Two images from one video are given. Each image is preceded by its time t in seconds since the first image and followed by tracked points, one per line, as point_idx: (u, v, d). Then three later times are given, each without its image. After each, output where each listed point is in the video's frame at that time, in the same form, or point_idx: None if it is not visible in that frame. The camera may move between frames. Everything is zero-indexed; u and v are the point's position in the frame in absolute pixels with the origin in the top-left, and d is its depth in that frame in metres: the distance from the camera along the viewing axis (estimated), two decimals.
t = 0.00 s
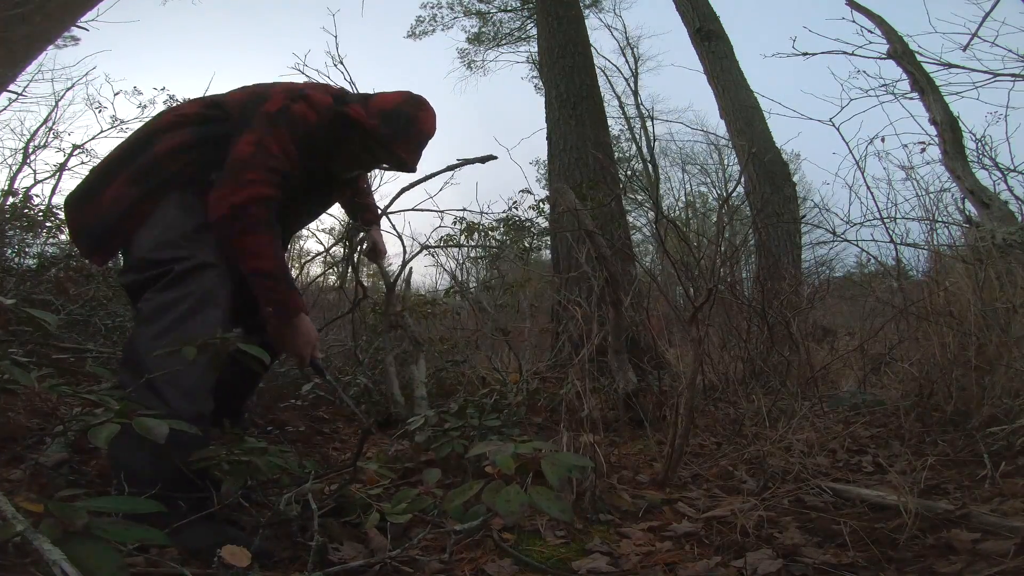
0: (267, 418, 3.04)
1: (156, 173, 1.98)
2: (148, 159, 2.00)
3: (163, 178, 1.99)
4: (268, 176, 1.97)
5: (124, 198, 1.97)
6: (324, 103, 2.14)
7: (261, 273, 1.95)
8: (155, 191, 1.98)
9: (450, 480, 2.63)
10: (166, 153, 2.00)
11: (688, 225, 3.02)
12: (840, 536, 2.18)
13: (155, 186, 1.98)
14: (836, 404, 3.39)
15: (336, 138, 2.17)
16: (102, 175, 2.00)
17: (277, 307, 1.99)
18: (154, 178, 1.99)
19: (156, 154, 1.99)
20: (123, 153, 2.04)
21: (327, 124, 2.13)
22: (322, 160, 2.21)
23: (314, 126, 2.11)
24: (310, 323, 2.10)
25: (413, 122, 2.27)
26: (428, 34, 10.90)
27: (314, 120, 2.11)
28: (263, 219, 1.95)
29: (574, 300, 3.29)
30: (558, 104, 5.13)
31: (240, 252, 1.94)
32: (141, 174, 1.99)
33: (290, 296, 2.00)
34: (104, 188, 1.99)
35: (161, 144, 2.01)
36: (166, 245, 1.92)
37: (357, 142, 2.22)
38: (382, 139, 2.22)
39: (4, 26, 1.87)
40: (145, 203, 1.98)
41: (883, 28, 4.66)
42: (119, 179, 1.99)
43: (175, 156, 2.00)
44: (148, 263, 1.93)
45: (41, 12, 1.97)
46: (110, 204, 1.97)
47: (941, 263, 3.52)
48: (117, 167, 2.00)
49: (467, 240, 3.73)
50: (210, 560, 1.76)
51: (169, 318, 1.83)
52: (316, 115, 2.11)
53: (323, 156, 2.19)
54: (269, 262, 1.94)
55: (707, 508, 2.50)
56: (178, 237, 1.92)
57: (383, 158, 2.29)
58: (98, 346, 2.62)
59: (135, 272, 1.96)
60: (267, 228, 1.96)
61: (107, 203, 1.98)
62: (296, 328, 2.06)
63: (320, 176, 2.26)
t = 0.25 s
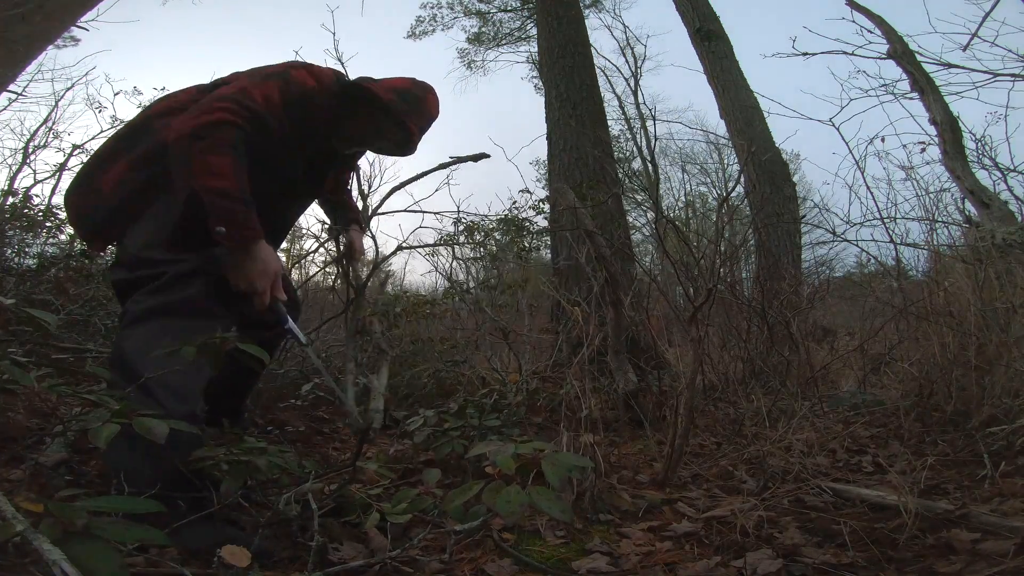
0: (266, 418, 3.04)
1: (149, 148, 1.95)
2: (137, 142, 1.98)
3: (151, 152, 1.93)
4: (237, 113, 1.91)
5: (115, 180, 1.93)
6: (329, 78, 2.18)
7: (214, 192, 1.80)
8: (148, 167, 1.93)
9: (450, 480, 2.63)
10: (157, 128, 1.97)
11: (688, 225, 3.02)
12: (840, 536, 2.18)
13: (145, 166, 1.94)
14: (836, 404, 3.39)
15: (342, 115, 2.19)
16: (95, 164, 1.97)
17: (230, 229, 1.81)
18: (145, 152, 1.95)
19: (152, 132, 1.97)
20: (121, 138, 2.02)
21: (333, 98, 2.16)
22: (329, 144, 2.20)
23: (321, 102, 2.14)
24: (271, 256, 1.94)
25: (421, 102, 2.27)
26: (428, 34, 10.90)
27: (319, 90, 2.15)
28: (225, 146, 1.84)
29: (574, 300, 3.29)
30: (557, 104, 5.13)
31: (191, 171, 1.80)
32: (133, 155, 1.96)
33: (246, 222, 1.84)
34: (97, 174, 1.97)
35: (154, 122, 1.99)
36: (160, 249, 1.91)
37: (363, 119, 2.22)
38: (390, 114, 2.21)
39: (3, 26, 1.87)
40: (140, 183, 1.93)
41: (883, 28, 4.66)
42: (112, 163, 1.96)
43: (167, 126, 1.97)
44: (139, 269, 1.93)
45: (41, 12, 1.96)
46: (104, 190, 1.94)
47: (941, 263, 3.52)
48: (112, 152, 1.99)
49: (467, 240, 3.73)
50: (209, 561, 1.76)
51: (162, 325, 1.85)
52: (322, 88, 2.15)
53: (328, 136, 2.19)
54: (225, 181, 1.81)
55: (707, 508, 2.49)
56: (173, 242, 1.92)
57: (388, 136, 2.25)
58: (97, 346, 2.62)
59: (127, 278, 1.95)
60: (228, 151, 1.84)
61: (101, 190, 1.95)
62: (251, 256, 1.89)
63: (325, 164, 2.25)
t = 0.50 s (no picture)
0: (266, 418, 3.04)
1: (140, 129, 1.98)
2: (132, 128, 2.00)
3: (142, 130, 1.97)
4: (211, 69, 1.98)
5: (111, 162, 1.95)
6: (321, 59, 2.21)
7: (188, 135, 1.83)
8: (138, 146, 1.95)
9: (450, 480, 2.63)
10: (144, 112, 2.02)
11: (688, 225, 3.03)
12: (840, 535, 2.18)
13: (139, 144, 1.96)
14: (836, 404, 3.39)
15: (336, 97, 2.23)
16: (92, 153, 1.99)
17: (203, 167, 1.83)
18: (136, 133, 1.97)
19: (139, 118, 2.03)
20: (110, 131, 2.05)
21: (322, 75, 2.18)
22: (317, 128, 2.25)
23: (314, 82, 2.16)
24: (246, 190, 1.93)
25: (422, 86, 2.33)
26: (428, 35, 10.90)
27: (312, 70, 2.17)
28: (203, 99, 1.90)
29: (573, 299, 3.29)
30: (557, 104, 5.13)
31: (167, 120, 1.84)
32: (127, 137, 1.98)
33: (220, 160, 1.87)
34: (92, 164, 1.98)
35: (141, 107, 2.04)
36: (160, 242, 1.93)
37: (363, 100, 2.28)
38: (392, 94, 2.27)
39: (4, 26, 1.87)
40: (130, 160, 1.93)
41: (883, 28, 4.66)
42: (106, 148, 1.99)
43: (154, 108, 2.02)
44: (138, 271, 1.93)
45: (42, 12, 1.96)
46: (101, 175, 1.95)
47: (940, 264, 3.53)
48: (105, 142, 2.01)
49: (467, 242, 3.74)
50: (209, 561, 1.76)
51: (160, 323, 1.85)
52: (317, 70, 2.18)
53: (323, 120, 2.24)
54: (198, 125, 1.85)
55: (707, 508, 2.49)
56: (173, 232, 1.93)
57: (391, 115, 2.33)
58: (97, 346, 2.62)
59: (126, 277, 1.95)
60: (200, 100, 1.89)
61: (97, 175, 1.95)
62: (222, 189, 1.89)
63: (314, 149, 2.30)
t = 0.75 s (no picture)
0: (266, 418, 3.05)
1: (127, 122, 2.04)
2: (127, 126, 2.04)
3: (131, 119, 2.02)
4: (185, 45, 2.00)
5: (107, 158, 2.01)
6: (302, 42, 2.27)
7: (168, 100, 1.87)
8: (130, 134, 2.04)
9: (450, 480, 2.63)
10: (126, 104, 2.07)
11: (688, 225, 3.03)
12: (840, 535, 2.18)
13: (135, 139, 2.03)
14: (836, 404, 3.39)
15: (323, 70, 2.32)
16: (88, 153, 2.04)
17: (180, 119, 1.87)
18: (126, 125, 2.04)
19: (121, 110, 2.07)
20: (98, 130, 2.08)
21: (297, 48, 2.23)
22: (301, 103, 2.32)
23: (290, 57, 2.20)
24: (227, 141, 1.90)
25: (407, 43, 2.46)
26: (428, 35, 10.89)
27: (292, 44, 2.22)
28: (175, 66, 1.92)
29: (573, 299, 3.29)
30: (557, 104, 5.13)
31: (144, 89, 1.87)
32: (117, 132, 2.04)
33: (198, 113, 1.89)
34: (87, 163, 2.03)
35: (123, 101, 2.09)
36: (173, 239, 1.91)
37: (356, 69, 2.40)
38: (384, 58, 2.41)
39: (4, 26, 1.87)
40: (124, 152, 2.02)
41: (883, 28, 4.66)
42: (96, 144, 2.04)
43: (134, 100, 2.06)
44: (149, 271, 1.90)
45: (42, 11, 1.96)
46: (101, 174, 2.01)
47: (940, 264, 3.53)
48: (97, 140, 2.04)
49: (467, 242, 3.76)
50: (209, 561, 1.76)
51: (173, 322, 1.83)
52: (298, 46, 2.23)
53: (313, 94, 2.34)
54: (172, 82, 1.88)
55: (707, 508, 2.49)
56: (185, 227, 1.92)
57: (385, 78, 2.49)
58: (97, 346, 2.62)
59: (136, 273, 1.92)
60: (172, 65, 1.91)
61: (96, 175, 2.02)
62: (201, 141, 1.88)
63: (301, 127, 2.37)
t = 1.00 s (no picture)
0: (266, 418, 3.05)
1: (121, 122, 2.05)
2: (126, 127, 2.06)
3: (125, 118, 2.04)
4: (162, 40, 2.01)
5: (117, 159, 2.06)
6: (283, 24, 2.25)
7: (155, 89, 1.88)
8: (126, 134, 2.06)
9: (449, 480, 2.63)
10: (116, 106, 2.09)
11: (688, 224, 3.03)
12: (839, 535, 2.18)
13: (136, 139, 2.06)
14: (835, 404, 3.39)
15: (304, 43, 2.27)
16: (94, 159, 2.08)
17: (168, 101, 1.85)
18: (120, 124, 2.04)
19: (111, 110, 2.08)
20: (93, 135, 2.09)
21: (274, 29, 2.19)
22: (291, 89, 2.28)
23: (269, 39, 2.16)
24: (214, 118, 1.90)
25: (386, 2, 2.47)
26: (428, 35, 10.89)
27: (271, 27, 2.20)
28: (156, 59, 1.94)
29: (573, 299, 3.30)
30: (557, 104, 5.12)
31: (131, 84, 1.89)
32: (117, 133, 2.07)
33: (184, 96, 1.87)
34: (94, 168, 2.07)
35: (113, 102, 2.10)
36: (180, 238, 1.92)
37: (348, 37, 2.40)
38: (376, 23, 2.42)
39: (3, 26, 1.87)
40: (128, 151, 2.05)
41: (883, 28, 4.66)
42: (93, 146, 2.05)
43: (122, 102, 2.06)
44: (155, 272, 1.90)
45: (40, 11, 1.96)
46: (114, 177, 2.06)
47: (940, 263, 3.53)
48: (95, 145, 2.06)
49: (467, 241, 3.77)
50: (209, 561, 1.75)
51: (178, 323, 1.83)
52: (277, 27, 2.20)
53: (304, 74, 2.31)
54: (154, 70, 1.90)
55: (707, 508, 2.49)
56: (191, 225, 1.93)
57: (381, 41, 2.49)
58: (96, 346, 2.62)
59: (143, 274, 1.92)
60: (154, 57, 1.94)
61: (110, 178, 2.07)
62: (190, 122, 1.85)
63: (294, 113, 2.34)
